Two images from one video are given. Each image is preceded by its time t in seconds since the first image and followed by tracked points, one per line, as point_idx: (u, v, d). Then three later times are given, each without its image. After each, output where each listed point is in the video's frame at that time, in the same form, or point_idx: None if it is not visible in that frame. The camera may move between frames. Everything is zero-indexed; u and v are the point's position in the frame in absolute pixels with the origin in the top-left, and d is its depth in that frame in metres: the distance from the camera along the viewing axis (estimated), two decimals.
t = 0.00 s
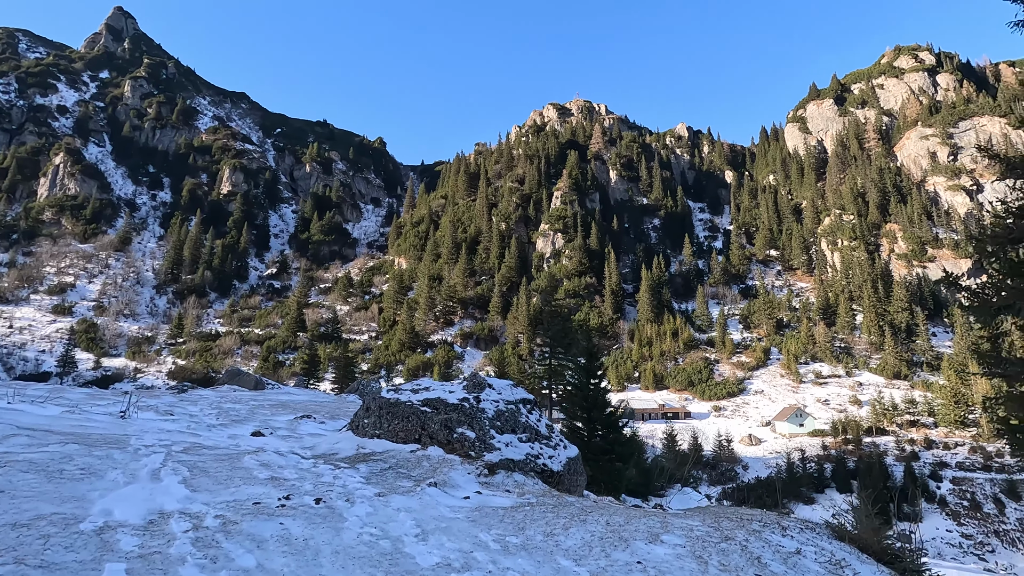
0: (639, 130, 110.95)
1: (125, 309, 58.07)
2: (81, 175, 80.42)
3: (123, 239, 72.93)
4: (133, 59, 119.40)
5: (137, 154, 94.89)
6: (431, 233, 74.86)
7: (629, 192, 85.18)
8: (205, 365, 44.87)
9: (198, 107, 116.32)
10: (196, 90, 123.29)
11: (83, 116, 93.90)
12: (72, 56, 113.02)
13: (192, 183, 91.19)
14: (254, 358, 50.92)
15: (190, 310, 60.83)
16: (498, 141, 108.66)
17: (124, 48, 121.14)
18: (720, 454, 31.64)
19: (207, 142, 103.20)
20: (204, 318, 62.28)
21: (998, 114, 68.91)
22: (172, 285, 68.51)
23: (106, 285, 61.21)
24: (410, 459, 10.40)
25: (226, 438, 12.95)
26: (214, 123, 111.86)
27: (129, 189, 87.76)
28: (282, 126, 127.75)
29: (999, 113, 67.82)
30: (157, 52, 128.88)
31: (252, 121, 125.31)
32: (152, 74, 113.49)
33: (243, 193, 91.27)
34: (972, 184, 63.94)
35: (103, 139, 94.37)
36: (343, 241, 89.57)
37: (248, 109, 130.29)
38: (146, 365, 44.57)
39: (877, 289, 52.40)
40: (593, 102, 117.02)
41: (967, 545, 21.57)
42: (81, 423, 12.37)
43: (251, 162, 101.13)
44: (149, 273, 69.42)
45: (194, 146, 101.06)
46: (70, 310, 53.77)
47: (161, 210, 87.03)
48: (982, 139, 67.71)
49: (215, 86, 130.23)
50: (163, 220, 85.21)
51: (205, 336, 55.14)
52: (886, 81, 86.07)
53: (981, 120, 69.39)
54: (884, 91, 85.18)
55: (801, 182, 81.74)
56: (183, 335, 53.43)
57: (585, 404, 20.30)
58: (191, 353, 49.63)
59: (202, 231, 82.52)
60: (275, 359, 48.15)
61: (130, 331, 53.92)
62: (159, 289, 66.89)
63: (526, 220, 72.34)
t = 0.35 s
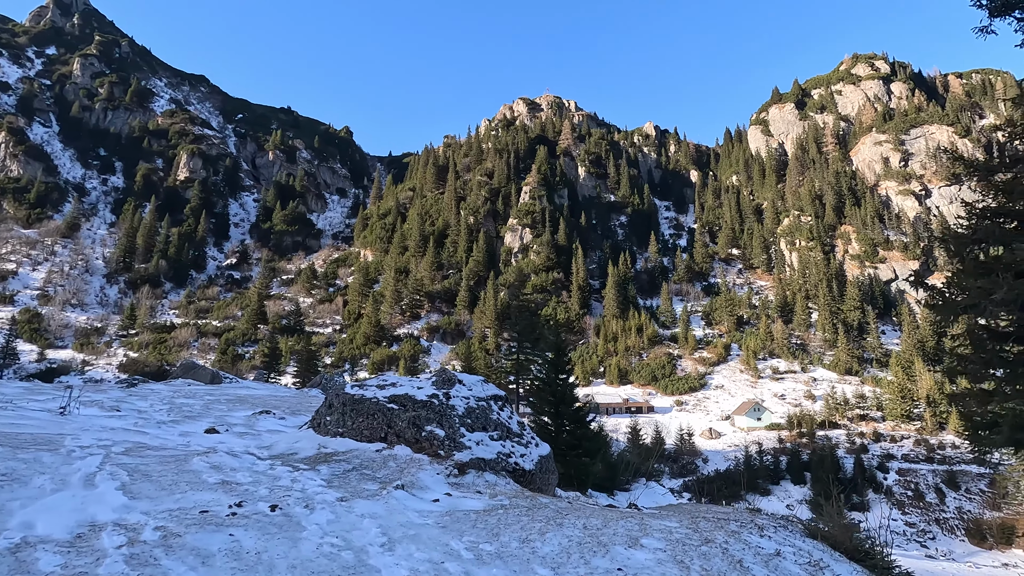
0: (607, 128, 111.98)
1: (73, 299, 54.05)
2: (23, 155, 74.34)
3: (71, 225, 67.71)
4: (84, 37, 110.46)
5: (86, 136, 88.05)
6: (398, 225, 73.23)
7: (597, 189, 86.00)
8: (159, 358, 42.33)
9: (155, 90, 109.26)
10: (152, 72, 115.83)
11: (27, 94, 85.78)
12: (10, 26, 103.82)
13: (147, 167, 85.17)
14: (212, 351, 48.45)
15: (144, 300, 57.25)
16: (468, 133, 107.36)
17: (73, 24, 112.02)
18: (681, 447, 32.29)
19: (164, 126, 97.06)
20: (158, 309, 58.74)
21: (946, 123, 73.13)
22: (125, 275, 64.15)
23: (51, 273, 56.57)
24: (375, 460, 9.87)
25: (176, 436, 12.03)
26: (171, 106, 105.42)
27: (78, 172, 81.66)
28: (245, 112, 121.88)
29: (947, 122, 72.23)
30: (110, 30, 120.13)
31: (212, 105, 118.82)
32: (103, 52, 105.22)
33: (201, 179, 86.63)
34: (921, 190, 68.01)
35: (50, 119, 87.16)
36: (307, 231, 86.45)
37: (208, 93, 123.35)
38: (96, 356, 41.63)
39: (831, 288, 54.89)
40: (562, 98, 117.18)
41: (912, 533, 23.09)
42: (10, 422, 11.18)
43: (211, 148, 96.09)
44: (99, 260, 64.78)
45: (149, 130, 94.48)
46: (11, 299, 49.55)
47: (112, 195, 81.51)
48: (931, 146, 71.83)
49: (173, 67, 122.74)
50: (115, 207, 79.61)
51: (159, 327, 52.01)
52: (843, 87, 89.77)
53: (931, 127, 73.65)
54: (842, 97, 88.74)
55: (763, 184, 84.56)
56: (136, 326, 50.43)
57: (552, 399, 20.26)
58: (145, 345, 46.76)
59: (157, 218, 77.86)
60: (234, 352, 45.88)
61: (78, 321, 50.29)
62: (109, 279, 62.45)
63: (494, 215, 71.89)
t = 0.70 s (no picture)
0: (582, 124, 112.29)
1: (27, 290, 50.42)
2: None
3: (25, 212, 62.77)
4: (39, 15, 101.67)
5: (43, 121, 81.62)
6: (372, 218, 71.41)
7: (571, 185, 86.24)
8: (118, 352, 39.78)
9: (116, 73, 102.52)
10: (113, 54, 108.54)
11: None
12: None
13: (107, 153, 79.87)
14: (175, 345, 46.05)
15: (102, 291, 53.87)
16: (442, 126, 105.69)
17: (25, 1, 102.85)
18: (652, 442, 32.58)
19: (126, 111, 91.31)
20: (117, 301, 55.41)
21: (907, 128, 76.39)
22: (83, 265, 59.83)
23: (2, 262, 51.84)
24: (350, 467, 9.30)
25: (133, 438, 11.08)
26: (134, 90, 99.47)
27: (33, 158, 75.45)
28: (212, 98, 116.13)
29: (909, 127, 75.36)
30: (68, 9, 111.92)
31: (175, 89, 112.82)
32: (59, 32, 98.08)
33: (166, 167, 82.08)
34: (884, 192, 70.81)
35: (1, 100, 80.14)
36: (278, 223, 83.23)
37: (173, 78, 116.66)
38: (51, 350, 38.70)
39: (798, 287, 56.70)
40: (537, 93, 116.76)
41: (870, 523, 24.01)
42: None
43: (176, 135, 91.12)
44: (55, 251, 60.32)
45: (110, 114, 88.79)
46: None
47: (71, 182, 75.46)
48: (893, 150, 74.93)
49: (136, 50, 115.86)
50: (73, 195, 73.93)
51: (120, 320, 48.93)
52: (811, 91, 92.51)
53: (894, 132, 76.74)
54: (810, 100, 91.50)
55: (733, 183, 86.45)
56: (93, 319, 47.32)
57: (529, 396, 19.95)
58: (104, 339, 43.88)
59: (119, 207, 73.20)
60: (199, 345, 43.57)
61: (31, 314, 46.80)
62: (65, 269, 57.88)
63: (469, 209, 70.99)
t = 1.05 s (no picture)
0: (566, 121, 112.40)
1: None
2: None
3: None
4: None
5: (9, 107, 79.05)
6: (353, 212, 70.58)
7: (555, 182, 86.26)
8: (88, 347, 38.66)
9: (88, 59, 99.64)
10: (85, 40, 105.51)
11: None
12: None
13: (79, 143, 77.35)
14: (150, 340, 44.89)
15: (73, 284, 52.37)
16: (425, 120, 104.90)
17: None
18: (633, 439, 32.74)
19: (98, 98, 88.80)
20: (90, 295, 53.82)
21: (883, 130, 78.07)
22: (52, 257, 58.30)
23: None
24: (330, 470, 9.02)
25: (98, 436, 10.43)
26: (107, 78, 96.76)
27: None
28: (189, 88, 113.44)
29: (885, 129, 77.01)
30: None
31: (153, 79, 109.87)
32: (28, 16, 94.97)
33: (140, 157, 80.00)
34: (859, 193, 72.19)
35: None
36: (255, 216, 81.82)
37: (148, 66, 113.76)
38: (17, 345, 37.52)
39: (776, 285, 57.60)
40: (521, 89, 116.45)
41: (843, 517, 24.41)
42: None
43: (151, 125, 88.89)
44: (22, 242, 58.57)
45: (81, 102, 86.32)
46: None
47: (39, 171, 73.10)
48: (869, 151, 76.50)
49: (109, 37, 112.56)
50: (42, 184, 71.79)
51: (91, 314, 47.56)
52: (791, 92, 93.93)
53: (870, 134, 78.30)
54: (790, 101, 92.90)
55: (714, 182, 87.42)
56: (63, 313, 45.93)
57: (513, 393, 19.75)
58: (74, 333, 42.64)
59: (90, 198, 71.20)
60: (174, 340, 42.51)
61: None
62: (34, 261, 56.61)
63: (451, 205, 70.53)
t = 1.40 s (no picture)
0: (553, 118, 112.38)
1: None
2: None
3: None
4: None
5: None
6: (337, 207, 69.88)
7: (541, 178, 86.25)
8: (62, 342, 37.77)
9: (64, 47, 97.14)
10: (61, 27, 102.78)
11: None
12: None
13: (54, 132, 75.49)
14: (128, 335, 44.00)
15: (48, 278, 51.12)
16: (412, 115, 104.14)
17: None
18: (618, 435, 32.81)
19: (74, 88, 86.65)
20: (65, 289, 52.55)
21: (864, 131, 79.34)
22: (26, 250, 57.05)
23: None
24: (305, 476, 8.10)
25: (58, 436, 9.69)
26: (84, 66, 94.44)
27: None
28: (169, 78, 111.08)
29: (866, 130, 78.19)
30: None
31: (132, 69, 107.32)
32: None
33: (118, 148, 78.20)
34: (841, 192, 73.21)
35: None
36: (238, 209, 80.46)
37: (127, 55, 111.12)
38: None
39: (759, 283, 58.29)
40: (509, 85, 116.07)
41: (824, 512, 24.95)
42: None
43: (130, 115, 86.97)
44: None
45: (56, 91, 84.17)
46: None
47: (12, 161, 71.10)
48: (851, 152, 77.64)
49: (86, 24, 109.88)
50: (15, 175, 69.86)
51: (66, 308, 46.44)
52: (776, 92, 94.92)
53: (852, 135, 79.40)
54: (775, 101, 93.87)
55: (700, 181, 88.14)
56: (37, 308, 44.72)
57: (500, 390, 19.26)
58: (48, 328, 41.67)
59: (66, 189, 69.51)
60: (152, 336, 41.70)
61: None
62: (8, 254, 55.41)
63: (437, 200, 70.17)
